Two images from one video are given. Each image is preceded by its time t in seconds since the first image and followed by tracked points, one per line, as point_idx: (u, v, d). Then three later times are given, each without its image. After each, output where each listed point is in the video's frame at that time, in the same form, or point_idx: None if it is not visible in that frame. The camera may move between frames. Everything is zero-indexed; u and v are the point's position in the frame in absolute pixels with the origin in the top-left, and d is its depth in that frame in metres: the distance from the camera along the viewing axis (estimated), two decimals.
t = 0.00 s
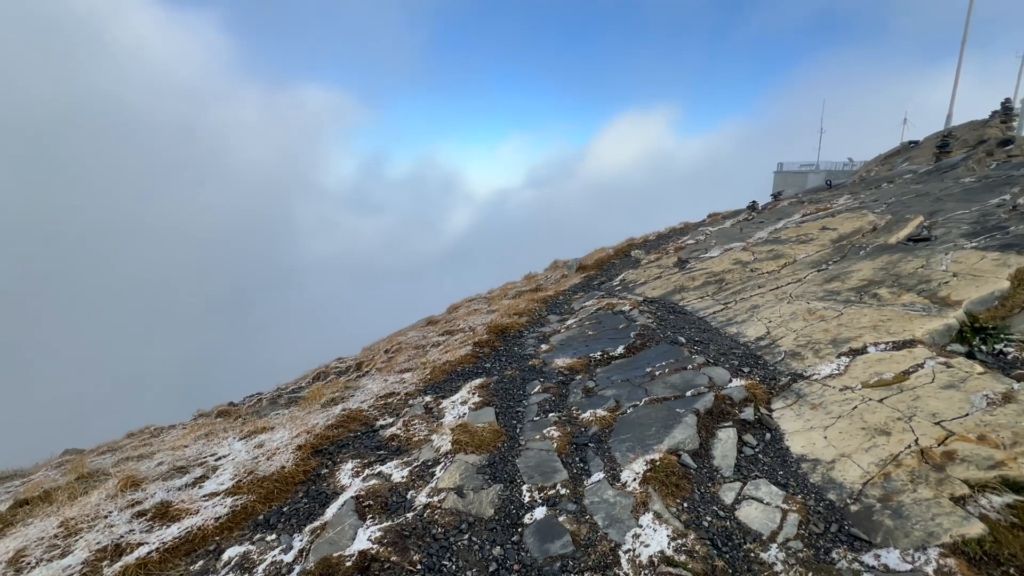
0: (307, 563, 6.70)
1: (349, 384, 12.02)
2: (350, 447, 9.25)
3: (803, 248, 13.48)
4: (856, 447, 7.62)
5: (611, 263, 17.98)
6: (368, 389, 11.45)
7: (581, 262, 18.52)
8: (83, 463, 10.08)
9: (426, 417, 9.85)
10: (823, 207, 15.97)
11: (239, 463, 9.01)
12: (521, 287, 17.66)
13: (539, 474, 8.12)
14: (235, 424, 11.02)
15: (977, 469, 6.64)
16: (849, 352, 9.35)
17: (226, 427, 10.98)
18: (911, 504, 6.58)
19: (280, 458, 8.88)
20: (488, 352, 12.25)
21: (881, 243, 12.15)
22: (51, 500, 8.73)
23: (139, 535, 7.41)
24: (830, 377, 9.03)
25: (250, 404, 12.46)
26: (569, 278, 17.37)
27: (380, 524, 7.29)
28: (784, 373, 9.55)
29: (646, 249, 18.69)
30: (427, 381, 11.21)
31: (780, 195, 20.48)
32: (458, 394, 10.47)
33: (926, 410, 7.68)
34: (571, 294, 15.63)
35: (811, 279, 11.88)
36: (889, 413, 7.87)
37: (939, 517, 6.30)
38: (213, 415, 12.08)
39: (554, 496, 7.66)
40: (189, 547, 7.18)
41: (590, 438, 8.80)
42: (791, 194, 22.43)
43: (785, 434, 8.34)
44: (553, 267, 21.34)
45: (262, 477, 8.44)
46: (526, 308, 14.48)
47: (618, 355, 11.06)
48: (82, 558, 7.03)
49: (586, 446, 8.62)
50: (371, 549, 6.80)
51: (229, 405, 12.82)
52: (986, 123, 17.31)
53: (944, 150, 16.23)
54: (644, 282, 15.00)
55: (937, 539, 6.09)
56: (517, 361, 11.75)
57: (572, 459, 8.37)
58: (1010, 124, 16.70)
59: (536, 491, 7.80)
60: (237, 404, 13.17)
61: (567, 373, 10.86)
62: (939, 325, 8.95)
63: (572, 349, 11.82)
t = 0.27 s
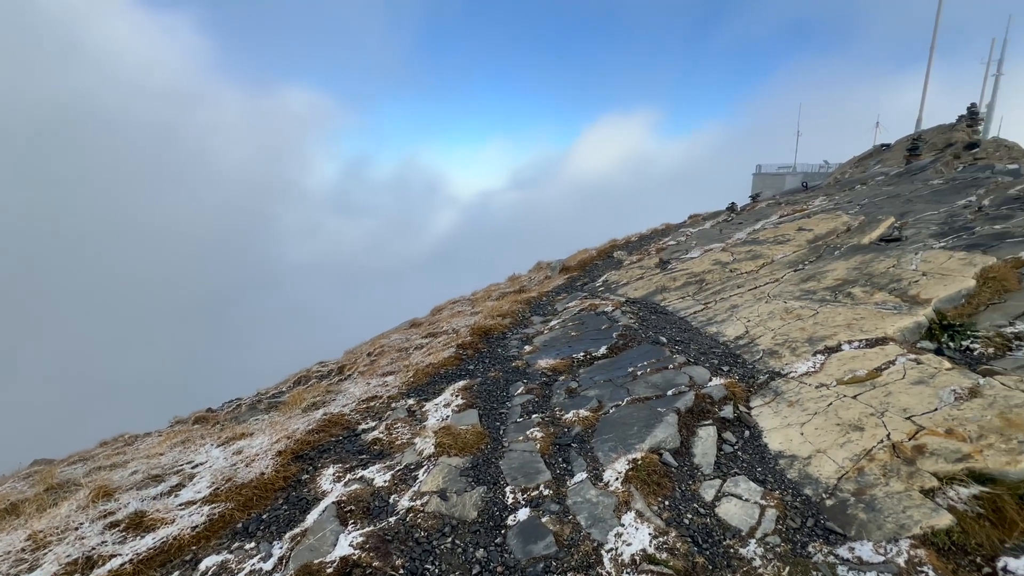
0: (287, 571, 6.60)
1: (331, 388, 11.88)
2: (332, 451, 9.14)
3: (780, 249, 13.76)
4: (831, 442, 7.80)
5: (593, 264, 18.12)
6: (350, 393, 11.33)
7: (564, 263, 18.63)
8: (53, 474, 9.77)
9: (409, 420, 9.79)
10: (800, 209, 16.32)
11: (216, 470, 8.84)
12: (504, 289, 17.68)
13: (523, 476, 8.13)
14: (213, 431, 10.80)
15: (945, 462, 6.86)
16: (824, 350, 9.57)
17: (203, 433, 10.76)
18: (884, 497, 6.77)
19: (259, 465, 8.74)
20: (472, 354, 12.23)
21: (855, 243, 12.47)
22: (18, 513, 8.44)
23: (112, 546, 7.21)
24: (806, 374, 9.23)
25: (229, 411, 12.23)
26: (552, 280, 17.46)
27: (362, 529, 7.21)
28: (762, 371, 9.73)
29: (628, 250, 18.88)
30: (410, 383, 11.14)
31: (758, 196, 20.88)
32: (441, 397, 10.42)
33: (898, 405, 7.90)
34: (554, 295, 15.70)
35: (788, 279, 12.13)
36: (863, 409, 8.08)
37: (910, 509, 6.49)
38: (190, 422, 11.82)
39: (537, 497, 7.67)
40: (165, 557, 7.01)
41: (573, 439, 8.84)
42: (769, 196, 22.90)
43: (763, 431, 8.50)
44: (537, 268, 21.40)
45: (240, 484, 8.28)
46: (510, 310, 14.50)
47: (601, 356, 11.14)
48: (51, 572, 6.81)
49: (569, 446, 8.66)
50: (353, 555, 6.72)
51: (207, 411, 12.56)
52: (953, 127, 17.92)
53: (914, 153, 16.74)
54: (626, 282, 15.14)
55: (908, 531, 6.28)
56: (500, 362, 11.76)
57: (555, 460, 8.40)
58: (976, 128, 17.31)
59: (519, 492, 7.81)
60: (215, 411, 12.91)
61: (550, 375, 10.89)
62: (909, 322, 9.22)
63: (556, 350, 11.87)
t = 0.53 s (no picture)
0: None
1: (312, 393, 11.73)
2: (312, 457, 9.03)
3: (758, 250, 14.02)
4: (806, 439, 7.98)
5: (576, 265, 18.22)
6: (331, 397, 11.21)
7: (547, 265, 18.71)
8: (20, 485, 9.46)
9: (392, 424, 9.72)
10: (777, 210, 16.66)
11: (193, 479, 8.66)
12: (488, 291, 17.68)
13: (506, 478, 8.14)
14: (190, 438, 10.58)
15: (915, 456, 7.07)
16: (800, 348, 9.79)
17: (180, 441, 10.53)
18: (857, 492, 6.94)
19: (237, 472, 8.59)
20: (455, 356, 12.20)
21: (829, 244, 12.77)
22: None
23: (83, 559, 7.01)
24: (783, 373, 9.43)
25: (206, 417, 11.99)
26: (535, 281, 17.51)
27: (343, 535, 7.14)
28: (740, 370, 9.90)
29: (611, 252, 19.04)
30: (393, 387, 11.07)
31: (737, 198, 21.27)
32: (424, 400, 10.38)
33: (870, 402, 8.12)
34: (537, 297, 15.75)
35: (766, 279, 12.37)
36: (837, 406, 8.28)
37: (882, 503, 6.67)
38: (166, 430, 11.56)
39: (520, 499, 7.69)
40: (138, 569, 6.84)
41: (556, 440, 8.88)
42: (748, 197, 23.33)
43: (741, 429, 8.65)
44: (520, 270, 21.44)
45: (217, 492, 8.13)
46: (493, 312, 14.50)
47: (583, 357, 11.22)
48: None
49: (552, 447, 8.70)
50: (334, 561, 6.65)
51: (184, 418, 12.30)
52: (923, 130, 18.49)
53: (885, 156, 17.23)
54: (608, 283, 15.27)
55: (880, 524, 6.45)
56: (483, 364, 11.75)
57: (538, 461, 8.43)
58: (944, 132, 17.89)
59: (502, 494, 7.81)
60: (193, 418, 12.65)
61: (533, 376, 10.92)
62: (881, 321, 9.49)
63: (539, 352, 11.91)
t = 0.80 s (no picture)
0: None
1: (292, 398, 11.53)
2: (292, 463, 8.87)
3: (737, 250, 14.25)
4: (784, 437, 8.11)
5: (559, 267, 18.28)
6: (312, 402, 11.03)
7: (531, 266, 18.71)
8: None
9: (373, 429, 9.61)
10: (756, 211, 16.96)
11: (167, 488, 8.43)
12: (471, 293, 17.62)
13: (489, 481, 8.10)
14: (165, 447, 10.30)
15: (888, 451, 7.24)
16: (778, 347, 9.96)
17: (154, 450, 10.25)
18: (833, 487, 7.08)
19: (214, 480, 8.39)
20: (438, 359, 12.12)
21: (805, 244, 13.05)
22: None
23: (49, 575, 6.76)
24: (761, 371, 9.58)
25: (182, 425, 11.70)
26: (519, 283, 17.51)
27: (324, 543, 7.02)
28: (721, 369, 10.04)
29: (594, 253, 19.15)
30: (375, 391, 10.95)
31: (717, 200, 21.60)
32: (406, 404, 10.28)
33: (845, 399, 8.30)
34: (521, 298, 15.76)
35: (745, 279, 12.57)
36: (814, 403, 8.45)
37: (857, 497, 6.82)
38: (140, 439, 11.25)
39: (503, 501, 7.66)
40: None
41: (539, 441, 8.88)
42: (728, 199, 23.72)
43: (722, 427, 8.76)
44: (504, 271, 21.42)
45: (192, 502, 7.92)
46: (477, 314, 14.46)
47: (566, 358, 11.25)
48: None
49: (535, 449, 8.69)
50: (314, 570, 6.53)
51: (159, 426, 11.98)
52: (894, 134, 19.04)
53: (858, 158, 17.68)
54: (591, 285, 15.35)
55: (855, 518, 6.59)
56: (466, 367, 11.70)
57: (521, 463, 8.41)
58: (914, 135, 18.44)
59: (485, 498, 7.77)
60: (168, 425, 12.33)
61: (516, 378, 10.91)
62: (855, 319, 9.72)
63: (522, 353, 11.90)
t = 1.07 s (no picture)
0: None
1: (271, 404, 11.33)
2: (271, 471, 8.71)
3: (717, 251, 14.47)
4: (763, 435, 8.24)
5: (543, 268, 18.32)
6: (292, 408, 10.86)
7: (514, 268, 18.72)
8: None
9: (355, 434, 9.49)
10: (735, 213, 17.23)
11: (141, 499, 8.21)
12: (455, 295, 17.55)
13: (472, 484, 8.06)
14: (139, 456, 10.03)
15: (862, 447, 7.41)
16: (757, 346, 10.12)
17: (127, 459, 9.97)
18: (810, 484, 7.21)
19: (190, 489, 8.19)
20: (421, 362, 12.04)
21: (782, 245, 13.30)
22: None
23: None
24: (741, 370, 9.72)
25: (157, 434, 11.41)
26: (502, 285, 17.50)
27: (303, 551, 6.90)
28: (701, 369, 10.16)
29: (577, 254, 19.25)
30: (356, 395, 10.82)
31: (697, 201, 21.90)
32: (388, 408, 10.19)
33: (822, 396, 8.48)
34: (504, 300, 15.75)
35: (724, 280, 12.76)
36: (791, 401, 8.60)
37: (833, 493, 6.96)
38: (112, 449, 10.93)
39: (486, 505, 7.63)
40: None
41: (522, 444, 8.87)
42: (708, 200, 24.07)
43: (702, 426, 8.87)
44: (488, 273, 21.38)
45: (167, 512, 7.72)
46: (460, 316, 14.41)
47: (549, 359, 11.27)
48: None
49: (518, 452, 8.68)
50: None
51: (133, 435, 11.66)
52: (867, 137, 19.55)
53: (833, 161, 18.10)
54: (574, 286, 15.42)
55: (831, 514, 6.72)
56: (449, 369, 11.64)
57: (504, 466, 8.39)
58: (886, 138, 18.96)
59: (468, 502, 7.73)
60: (143, 434, 12.02)
61: (500, 380, 10.89)
62: (831, 318, 9.93)
63: (505, 355, 11.89)
